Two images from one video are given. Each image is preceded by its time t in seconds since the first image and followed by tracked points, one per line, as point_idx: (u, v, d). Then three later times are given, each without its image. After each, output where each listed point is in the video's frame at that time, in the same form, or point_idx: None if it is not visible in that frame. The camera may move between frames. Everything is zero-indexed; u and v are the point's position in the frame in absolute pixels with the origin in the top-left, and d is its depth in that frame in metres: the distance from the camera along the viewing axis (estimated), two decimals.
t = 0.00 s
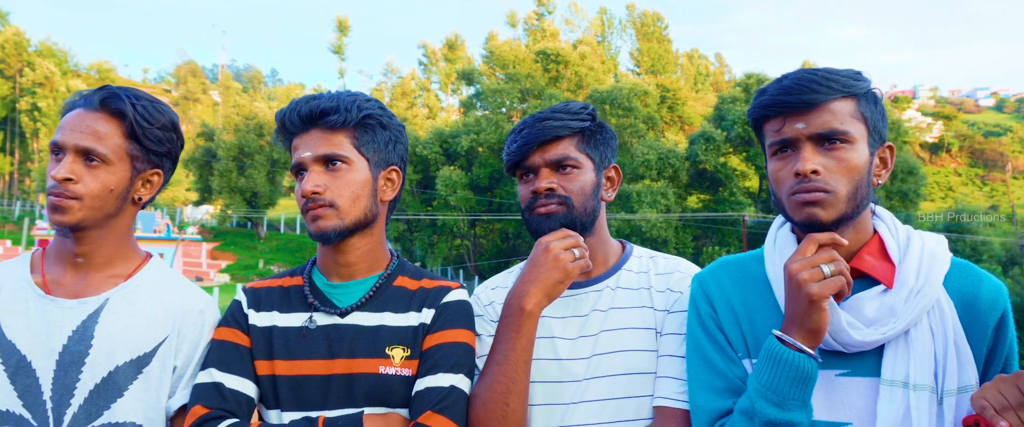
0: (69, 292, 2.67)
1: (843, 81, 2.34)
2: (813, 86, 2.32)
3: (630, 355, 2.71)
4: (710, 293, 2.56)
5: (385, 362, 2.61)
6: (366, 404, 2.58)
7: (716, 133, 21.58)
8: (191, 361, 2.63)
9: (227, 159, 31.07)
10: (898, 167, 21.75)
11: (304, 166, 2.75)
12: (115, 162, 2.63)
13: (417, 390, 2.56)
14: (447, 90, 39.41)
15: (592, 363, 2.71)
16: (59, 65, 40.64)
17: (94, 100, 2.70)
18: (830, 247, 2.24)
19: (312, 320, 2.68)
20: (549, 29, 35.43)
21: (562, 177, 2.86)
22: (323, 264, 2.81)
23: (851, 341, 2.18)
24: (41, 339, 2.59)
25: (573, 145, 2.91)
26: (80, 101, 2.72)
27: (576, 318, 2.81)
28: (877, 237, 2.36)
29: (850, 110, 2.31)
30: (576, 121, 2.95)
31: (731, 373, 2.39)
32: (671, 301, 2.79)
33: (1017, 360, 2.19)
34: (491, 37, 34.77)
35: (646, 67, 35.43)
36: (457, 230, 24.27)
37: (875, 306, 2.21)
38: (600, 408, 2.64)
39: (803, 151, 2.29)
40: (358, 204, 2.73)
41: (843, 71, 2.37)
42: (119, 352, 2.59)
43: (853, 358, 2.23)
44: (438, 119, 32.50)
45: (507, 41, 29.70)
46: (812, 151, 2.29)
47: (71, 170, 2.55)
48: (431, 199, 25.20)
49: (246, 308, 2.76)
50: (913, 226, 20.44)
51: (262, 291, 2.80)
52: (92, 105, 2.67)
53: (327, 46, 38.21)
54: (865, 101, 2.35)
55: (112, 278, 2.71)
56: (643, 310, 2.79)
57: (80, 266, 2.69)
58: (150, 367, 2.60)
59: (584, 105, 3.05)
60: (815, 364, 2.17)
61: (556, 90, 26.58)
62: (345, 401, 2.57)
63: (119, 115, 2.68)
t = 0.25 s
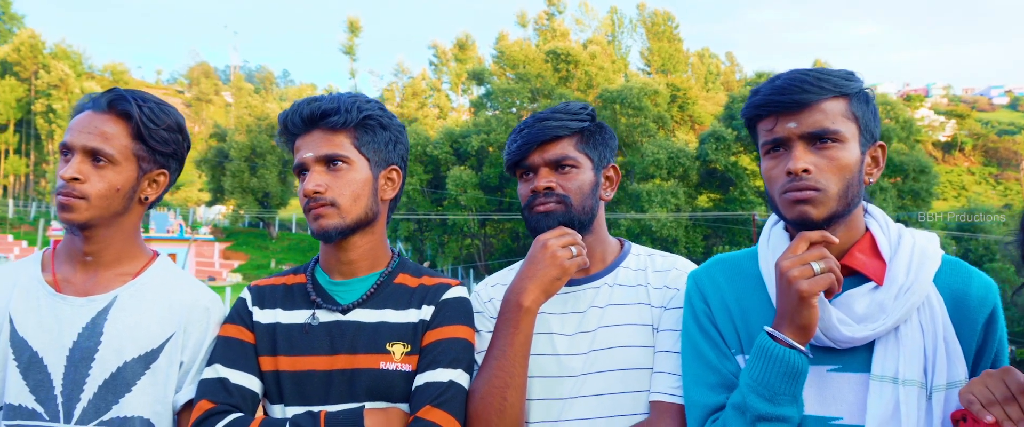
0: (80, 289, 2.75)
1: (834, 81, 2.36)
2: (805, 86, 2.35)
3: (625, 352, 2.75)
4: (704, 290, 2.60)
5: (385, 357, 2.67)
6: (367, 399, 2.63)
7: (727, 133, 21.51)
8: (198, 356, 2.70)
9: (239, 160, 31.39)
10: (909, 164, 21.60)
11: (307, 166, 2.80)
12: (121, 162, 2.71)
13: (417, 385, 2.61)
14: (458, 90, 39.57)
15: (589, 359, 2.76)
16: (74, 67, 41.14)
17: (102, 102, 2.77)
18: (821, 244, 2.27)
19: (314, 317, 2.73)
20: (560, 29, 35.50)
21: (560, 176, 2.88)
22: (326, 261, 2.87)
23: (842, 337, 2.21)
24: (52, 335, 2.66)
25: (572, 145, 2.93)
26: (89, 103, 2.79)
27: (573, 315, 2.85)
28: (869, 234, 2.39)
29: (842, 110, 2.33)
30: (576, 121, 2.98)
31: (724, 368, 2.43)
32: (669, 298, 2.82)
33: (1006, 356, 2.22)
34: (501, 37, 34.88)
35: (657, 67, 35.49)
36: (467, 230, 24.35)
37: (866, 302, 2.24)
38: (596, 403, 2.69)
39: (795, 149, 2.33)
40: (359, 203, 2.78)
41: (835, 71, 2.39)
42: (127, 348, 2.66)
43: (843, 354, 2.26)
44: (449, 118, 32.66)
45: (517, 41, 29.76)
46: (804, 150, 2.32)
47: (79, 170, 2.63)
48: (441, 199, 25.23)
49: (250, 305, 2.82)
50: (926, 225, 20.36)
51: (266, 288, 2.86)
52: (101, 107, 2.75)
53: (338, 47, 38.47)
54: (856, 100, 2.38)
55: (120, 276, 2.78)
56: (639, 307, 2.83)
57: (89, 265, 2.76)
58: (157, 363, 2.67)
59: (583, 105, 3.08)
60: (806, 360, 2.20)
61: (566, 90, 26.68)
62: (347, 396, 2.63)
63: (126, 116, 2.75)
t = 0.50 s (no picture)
0: (89, 286, 2.82)
1: (825, 80, 2.40)
2: (797, 86, 2.39)
3: (622, 348, 2.80)
4: (699, 287, 2.63)
5: (386, 353, 2.72)
6: (368, 393, 2.69)
7: (736, 132, 21.47)
8: (203, 351, 2.76)
9: (249, 160, 31.62)
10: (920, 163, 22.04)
11: (308, 166, 2.86)
12: (128, 162, 2.78)
13: (417, 379, 2.66)
14: (467, 89, 39.70)
15: (586, 355, 2.80)
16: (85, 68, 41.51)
17: (109, 104, 2.85)
18: (812, 241, 2.30)
19: (317, 313, 2.79)
20: (569, 28, 35.52)
21: (558, 175, 2.93)
22: (328, 259, 2.92)
23: (831, 333, 2.25)
24: (62, 331, 2.73)
25: (569, 145, 2.98)
26: (96, 105, 2.86)
27: (571, 311, 2.90)
28: (860, 231, 2.43)
29: (833, 109, 2.37)
30: (573, 121, 3.02)
31: (717, 364, 2.47)
32: (664, 295, 2.87)
33: (994, 351, 2.26)
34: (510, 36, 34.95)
35: (667, 66, 35.51)
36: (476, 229, 24.38)
37: (856, 299, 2.27)
38: (592, 398, 2.74)
39: (787, 148, 2.36)
40: (360, 202, 2.84)
41: (826, 71, 2.43)
42: (134, 344, 2.73)
43: (834, 349, 2.30)
44: (459, 118, 32.78)
45: (526, 40, 29.80)
46: (796, 149, 2.35)
47: (86, 170, 2.70)
48: (450, 198, 25.25)
49: (255, 302, 2.88)
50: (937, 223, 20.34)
51: (270, 286, 2.92)
52: (107, 109, 2.83)
53: (348, 47, 38.69)
54: (848, 100, 2.41)
55: (127, 273, 2.85)
56: (635, 303, 2.88)
57: (97, 263, 2.83)
58: (164, 358, 2.74)
59: (580, 106, 3.12)
60: (796, 355, 2.24)
61: (575, 89, 26.78)
62: (349, 390, 2.69)
63: (132, 117, 2.82)
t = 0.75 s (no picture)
0: (96, 283, 2.89)
1: (817, 79, 2.43)
2: (789, 85, 2.42)
3: (617, 343, 2.85)
4: (693, 283, 2.67)
5: (386, 348, 2.77)
6: (369, 386, 2.74)
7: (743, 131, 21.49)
8: (208, 346, 2.83)
9: (257, 160, 31.85)
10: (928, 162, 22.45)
11: (310, 165, 2.92)
12: (134, 160, 2.85)
13: (416, 373, 2.72)
14: (475, 88, 39.87)
15: (582, 350, 2.86)
16: (94, 68, 41.83)
17: (117, 103, 2.92)
18: (803, 237, 2.34)
19: (319, 310, 2.85)
20: (577, 26, 35.62)
21: (554, 174, 2.98)
22: (330, 256, 2.98)
23: (821, 328, 2.29)
24: (70, 327, 2.81)
25: (566, 143, 3.03)
26: (103, 104, 2.94)
27: (567, 308, 2.95)
28: (851, 228, 2.47)
29: (824, 108, 2.41)
30: (570, 119, 3.07)
31: (709, 358, 2.51)
32: (658, 291, 2.92)
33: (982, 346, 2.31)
34: (518, 35, 35.08)
35: (674, 64, 35.59)
36: (483, 229, 24.44)
37: (845, 295, 2.32)
38: (588, 393, 2.79)
39: (778, 146, 2.39)
40: (360, 200, 2.90)
41: (819, 69, 2.45)
42: (141, 339, 2.80)
43: (822, 344, 2.35)
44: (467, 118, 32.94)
45: (532, 39, 29.91)
46: (787, 147, 2.39)
47: (94, 168, 2.77)
48: (458, 198, 25.28)
49: (258, 299, 2.94)
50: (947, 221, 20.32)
51: (273, 282, 2.98)
52: (114, 108, 2.90)
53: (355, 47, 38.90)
54: (839, 98, 2.44)
55: (134, 270, 2.92)
56: (630, 299, 2.93)
57: (105, 260, 2.91)
58: (170, 353, 2.81)
59: (578, 104, 3.17)
60: (785, 350, 2.28)
61: (582, 88, 26.89)
62: (350, 384, 2.74)
63: (138, 116, 2.90)
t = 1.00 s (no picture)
0: (103, 277, 2.98)
1: (807, 75, 2.40)
2: (778, 81, 2.39)
3: (609, 338, 2.93)
4: (683, 278, 2.74)
5: (385, 342, 2.85)
6: (367, 379, 2.82)
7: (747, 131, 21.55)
8: (212, 340, 2.92)
9: (264, 160, 32.09)
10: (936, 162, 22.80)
11: (311, 162, 3.00)
12: (140, 158, 2.94)
13: (414, 366, 2.80)
14: (481, 87, 40.01)
15: (575, 345, 2.93)
16: (102, 68, 42.14)
17: (122, 101, 3.01)
18: (789, 233, 2.37)
19: (320, 304, 2.92)
20: (583, 25, 35.69)
21: (549, 170, 3.04)
22: (330, 252, 3.06)
23: (805, 321, 2.36)
24: (79, 320, 2.90)
25: (561, 140, 3.09)
26: (109, 103, 3.03)
27: (561, 303, 3.02)
28: (837, 224, 2.52)
29: (813, 105, 2.38)
30: (565, 117, 3.13)
31: (697, 350, 2.58)
32: (650, 287, 3.00)
33: (963, 339, 2.37)
34: (524, 34, 35.21)
35: (681, 62, 35.62)
36: (488, 229, 24.51)
37: (829, 289, 2.38)
38: (581, 386, 2.87)
39: (767, 143, 2.37)
40: (360, 197, 2.98)
41: (808, 66, 2.43)
42: (147, 332, 2.88)
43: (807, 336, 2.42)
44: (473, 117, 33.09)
45: (538, 38, 30.07)
46: (775, 144, 2.37)
47: (100, 165, 2.86)
48: (463, 198, 25.38)
49: (261, 293, 3.02)
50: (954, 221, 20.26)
51: (275, 278, 3.06)
52: (120, 106, 2.99)
53: (361, 46, 39.10)
54: (828, 95, 2.42)
55: (140, 265, 3.02)
56: (623, 295, 3.00)
57: (112, 255, 3.00)
58: (175, 346, 2.89)
59: (573, 102, 3.23)
60: (770, 343, 2.35)
61: (588, 87, 27.01)
62: (350, 376, 2.82)
63: (144, 114, 2.98)
